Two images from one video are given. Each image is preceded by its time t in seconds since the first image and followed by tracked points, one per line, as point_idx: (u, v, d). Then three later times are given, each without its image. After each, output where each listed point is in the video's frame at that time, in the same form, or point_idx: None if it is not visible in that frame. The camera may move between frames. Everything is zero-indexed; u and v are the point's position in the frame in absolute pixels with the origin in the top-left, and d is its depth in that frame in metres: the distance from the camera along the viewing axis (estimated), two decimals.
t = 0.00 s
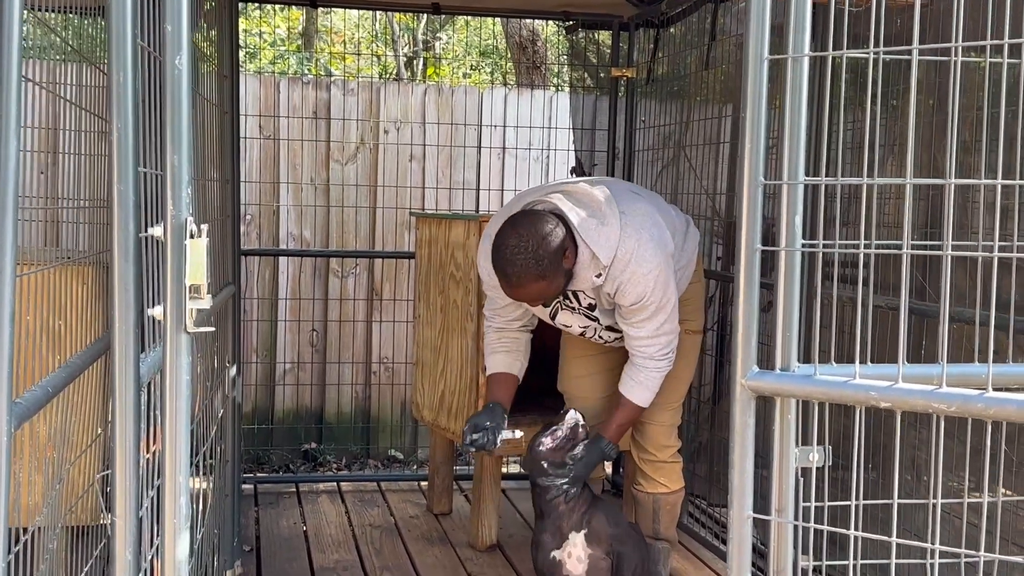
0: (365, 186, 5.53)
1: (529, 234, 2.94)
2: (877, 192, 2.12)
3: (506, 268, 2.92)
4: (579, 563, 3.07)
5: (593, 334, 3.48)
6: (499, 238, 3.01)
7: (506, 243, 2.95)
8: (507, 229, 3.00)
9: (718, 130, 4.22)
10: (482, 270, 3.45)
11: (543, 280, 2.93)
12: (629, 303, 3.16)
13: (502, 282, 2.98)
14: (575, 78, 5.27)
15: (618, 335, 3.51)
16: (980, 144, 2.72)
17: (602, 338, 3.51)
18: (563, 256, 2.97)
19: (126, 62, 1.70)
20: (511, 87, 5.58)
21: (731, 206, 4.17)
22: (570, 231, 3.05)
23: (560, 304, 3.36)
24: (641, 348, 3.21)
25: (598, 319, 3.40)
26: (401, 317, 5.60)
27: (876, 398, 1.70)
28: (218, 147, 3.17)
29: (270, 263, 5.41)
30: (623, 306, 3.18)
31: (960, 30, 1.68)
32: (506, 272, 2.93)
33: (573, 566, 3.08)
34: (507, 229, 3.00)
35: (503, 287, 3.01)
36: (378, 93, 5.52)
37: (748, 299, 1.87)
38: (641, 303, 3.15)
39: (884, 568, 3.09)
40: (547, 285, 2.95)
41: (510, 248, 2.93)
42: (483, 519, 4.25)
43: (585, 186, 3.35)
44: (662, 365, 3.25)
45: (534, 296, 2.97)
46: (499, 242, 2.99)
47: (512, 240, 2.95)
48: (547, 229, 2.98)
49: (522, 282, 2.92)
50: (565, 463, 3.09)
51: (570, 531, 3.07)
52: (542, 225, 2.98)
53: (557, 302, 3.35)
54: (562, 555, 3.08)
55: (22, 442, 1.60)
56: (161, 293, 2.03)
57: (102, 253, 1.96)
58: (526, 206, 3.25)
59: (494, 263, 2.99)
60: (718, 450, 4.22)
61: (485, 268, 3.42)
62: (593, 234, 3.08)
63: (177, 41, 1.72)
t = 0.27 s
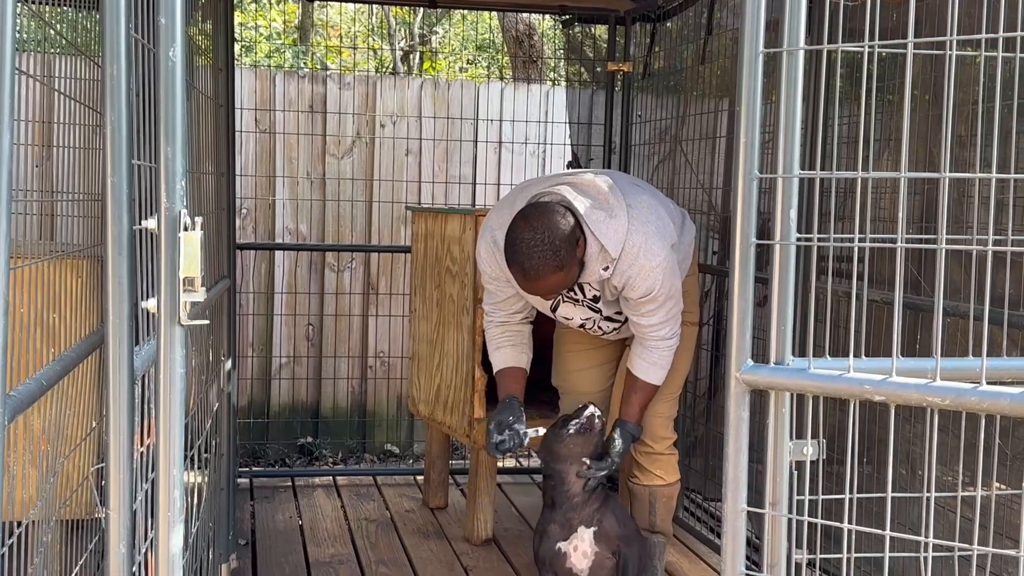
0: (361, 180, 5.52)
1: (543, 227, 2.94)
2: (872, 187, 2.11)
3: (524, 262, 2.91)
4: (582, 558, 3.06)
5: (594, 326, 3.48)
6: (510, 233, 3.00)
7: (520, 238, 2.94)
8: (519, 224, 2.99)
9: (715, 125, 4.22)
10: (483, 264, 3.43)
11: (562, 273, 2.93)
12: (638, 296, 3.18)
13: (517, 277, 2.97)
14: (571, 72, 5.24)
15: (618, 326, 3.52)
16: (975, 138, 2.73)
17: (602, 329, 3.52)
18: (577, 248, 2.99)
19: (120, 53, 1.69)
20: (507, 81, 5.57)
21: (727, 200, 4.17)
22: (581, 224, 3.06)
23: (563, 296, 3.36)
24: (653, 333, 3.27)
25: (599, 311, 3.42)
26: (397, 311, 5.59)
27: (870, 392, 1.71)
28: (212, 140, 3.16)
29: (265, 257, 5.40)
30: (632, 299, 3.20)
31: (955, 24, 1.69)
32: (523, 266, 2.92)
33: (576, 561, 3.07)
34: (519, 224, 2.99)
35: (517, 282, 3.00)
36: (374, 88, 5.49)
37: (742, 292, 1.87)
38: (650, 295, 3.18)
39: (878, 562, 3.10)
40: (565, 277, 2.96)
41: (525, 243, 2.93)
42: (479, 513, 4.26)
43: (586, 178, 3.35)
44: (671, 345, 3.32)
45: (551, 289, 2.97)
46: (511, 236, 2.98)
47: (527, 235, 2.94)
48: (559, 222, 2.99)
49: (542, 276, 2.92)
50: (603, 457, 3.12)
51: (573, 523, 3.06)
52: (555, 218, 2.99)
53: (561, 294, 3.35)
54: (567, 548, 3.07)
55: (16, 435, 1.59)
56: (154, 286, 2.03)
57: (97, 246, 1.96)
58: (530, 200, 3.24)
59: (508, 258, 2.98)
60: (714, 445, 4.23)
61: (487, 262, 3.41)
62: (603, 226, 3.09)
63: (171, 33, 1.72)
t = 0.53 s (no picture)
0: (359, 174, 5.51)
1: (566, 226, 2.93)
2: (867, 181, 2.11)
3: (552, 263, 2.89)
4: (590, 560, 3.09)
5: (598, 322, 3.49)
6: (532, 232, 2.96)
7: (543, 238, 2.92)
8: (541, 222, 2.96)
9: (712, 120, 4.21)
10: (488, 261, 3.41)
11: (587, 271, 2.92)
12: (650, 290, 3.22)
13: (541, 278, 2.94)
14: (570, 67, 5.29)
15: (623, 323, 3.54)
16: (971, 133, 2.74)
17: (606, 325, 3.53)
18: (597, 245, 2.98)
19: (116, 47, 1.69)
20: (504, 76, 5.57)
21: (725, 196, 4.17)
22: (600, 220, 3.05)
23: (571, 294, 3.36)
24: (659, 325, 3.30)
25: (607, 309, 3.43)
26: (394, 306, 5.60)
27: (867, 387, 1.71)
28: (209, 133, 3.15)
29: (262, 252, 5.39)
30: (644, 294, 3.23)
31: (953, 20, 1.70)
32: (551, 267, 2.89)
33: (584, 561, 3.10)
34: (539, 223, 2.96)
35: (541, 282, 2.97)
36: (371, 82, 5.48)
37: (739, 287, 1.87)
38: (660, 289, 3.22)
39: (874, 557, 3.12)
40: (590, 274, 2.95)
41: (550, 242, 2.90)
42: (477, 507, 4.27)
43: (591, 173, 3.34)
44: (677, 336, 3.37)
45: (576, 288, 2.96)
46: (533, 235, 2.95)
47: (550, 234, 2.92)
48: (580, 218, 2.97)
49: (569, 275, 2.90)
50: (614, 451, 3.12)
51: (582, 522, 3.08)
52: (575, 215, 2.98)
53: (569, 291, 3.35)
54: (576, 547, 3.09)
55: (13, 429, 1.58)
56: (150, 280, 2.03)
57: (93, 240, 1.95)
58: (540, 196, 3.20)
59: (531, 257, 2.94)
60: (711, 440, 4.24)
61: (494, 259, 3.38)
62: (620, 222, 3.09)
63: (167, 26, 1.72)
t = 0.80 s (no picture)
0: (356, 170, 5.50)
1: (584, 225, 2.94)
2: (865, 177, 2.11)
3: (571, 262, 2.90)
4: (584, 554, 3.08)
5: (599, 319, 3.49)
6: (549, 230, 2.97)
7: (562, 236, 2.92)
8: (559, 221, 2.96)
9: (710, 115, 4.21)
10: (491, 258, 3.40)
11: (604, 271, 2.94)
12: (655, 290, 3.23)
13: (557, 276, 2.95)
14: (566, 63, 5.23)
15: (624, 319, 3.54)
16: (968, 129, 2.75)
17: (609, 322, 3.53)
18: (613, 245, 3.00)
19: (114, 42, 1.68)
20: (502, 71, 5.56)
21: (723, 191, 4.16)
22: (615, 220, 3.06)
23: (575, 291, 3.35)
24: (659, 324, 3.33)
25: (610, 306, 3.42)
26: (392, 301, 5.60)
27: (864, 381, 1.71)
28: (207, 129, 3.15)
29: (260, 247, 5.39)
30: (648, 292, 3.25)
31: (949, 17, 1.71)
32: (570, 266, 2.90)
33: (577, 556, 3.09)
34: (557, 221, 2.97)
35: (557, 281, 2.99)
36: (369, 77, 5.48)
37: (736, 282, 1.87)
38: (665, 289, 3.24)
39: (870, 552, 3.12)
40: (606, 274, 2.97)
41: (569, 241, 2.91)
42: (474, 502, 4.27)
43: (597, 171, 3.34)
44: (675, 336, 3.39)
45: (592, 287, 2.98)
46: (551, 234, 2.96)
47: (569, 233, 2.92)
48: (597, 218, 2.99)
49: (588, 274, 2.92)
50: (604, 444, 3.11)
51: (574, 517, 3.08)
52: (593, 214, 2.99)
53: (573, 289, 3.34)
54: (569, 541, 3.09)
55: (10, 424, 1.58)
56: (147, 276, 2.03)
57: (91, 236, 1.95)
58: (549, 194, 3.20)
59: (549, 255, 2.95)
60: (708, 435, 4.25)
61: (497, 256, 3.37)
62: (634, 222, 3.10)
63: (164, 21, 1.72)
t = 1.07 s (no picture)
0: (355, 165, 5.50)
1: (595, 222, 2.96)
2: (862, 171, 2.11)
3: (580, 259, 2.92)
4: (579, 549, 3.11)
5: (597, 316, 3.49)
6: (560, 227, 2.99)
7: (573, 233, 2.95)
8: (571, 218, 2.99)
9: (710, 111, 4.21)
10: (492, 254, 3.40)
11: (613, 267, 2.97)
12: (655, 289, 3.23)
13: (565, 272, 2.98)
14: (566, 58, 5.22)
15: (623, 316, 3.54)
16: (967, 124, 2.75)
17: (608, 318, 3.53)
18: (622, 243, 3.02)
19: (113, 37, 1.68)
20: (501, 67, 5.56)
21: (722, 186, 4.16)
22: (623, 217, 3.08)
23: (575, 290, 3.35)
24: (654, 329, 3.33)
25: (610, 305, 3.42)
26: (392, 297, 5.60)
27: (862, 375, 1.72)
28: (206, 124, 3.15)
29: (259, 242, 5.39)
30: (648, 292, 3.25)
31: (948, 12, 1.71)
32: (578, 263, 2.93)
33: (573, 551, 3.12)
34: (568, 218, 2.99)
35: (565, 277, 3.01)
36: (368, 73, 5.48)
37: (735, 277, 1.87)
38: (666, 289, 3.23)
39: (869, 546, 3.13)
40: (613, 272, 3.00)
41: (580, 239, 2.94)
42: (473, 498, 4.28)
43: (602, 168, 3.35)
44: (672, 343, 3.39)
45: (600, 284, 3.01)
46: (561, 231, 2.98)
47: (579, 230, 2.95)
48: (607, 215, 3.01)
49: (597, 271, 2.95)
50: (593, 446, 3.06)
51: (569, 511, 3.09)
52: (603, 211, 3.01)
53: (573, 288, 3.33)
54: (564, 537, 3.11)
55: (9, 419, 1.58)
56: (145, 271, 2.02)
57: (90, 231, 1.95)
58: (556, 191, 3.21)
59: (559, 252, 2.97)
60: (707, 430, 4.25)
61: (499, 252, 3.38)
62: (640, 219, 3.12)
63: (163, 15, 1.71)
